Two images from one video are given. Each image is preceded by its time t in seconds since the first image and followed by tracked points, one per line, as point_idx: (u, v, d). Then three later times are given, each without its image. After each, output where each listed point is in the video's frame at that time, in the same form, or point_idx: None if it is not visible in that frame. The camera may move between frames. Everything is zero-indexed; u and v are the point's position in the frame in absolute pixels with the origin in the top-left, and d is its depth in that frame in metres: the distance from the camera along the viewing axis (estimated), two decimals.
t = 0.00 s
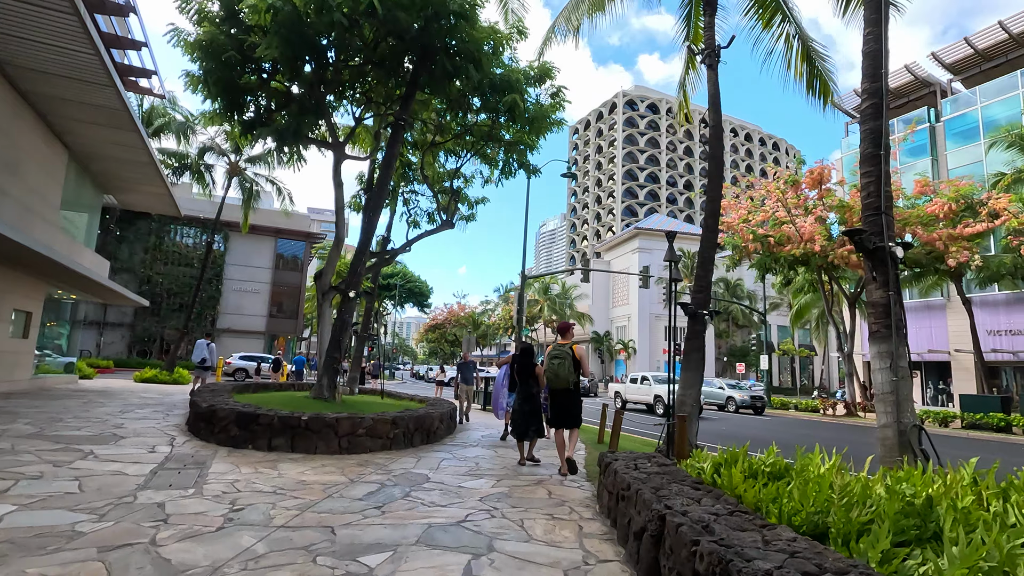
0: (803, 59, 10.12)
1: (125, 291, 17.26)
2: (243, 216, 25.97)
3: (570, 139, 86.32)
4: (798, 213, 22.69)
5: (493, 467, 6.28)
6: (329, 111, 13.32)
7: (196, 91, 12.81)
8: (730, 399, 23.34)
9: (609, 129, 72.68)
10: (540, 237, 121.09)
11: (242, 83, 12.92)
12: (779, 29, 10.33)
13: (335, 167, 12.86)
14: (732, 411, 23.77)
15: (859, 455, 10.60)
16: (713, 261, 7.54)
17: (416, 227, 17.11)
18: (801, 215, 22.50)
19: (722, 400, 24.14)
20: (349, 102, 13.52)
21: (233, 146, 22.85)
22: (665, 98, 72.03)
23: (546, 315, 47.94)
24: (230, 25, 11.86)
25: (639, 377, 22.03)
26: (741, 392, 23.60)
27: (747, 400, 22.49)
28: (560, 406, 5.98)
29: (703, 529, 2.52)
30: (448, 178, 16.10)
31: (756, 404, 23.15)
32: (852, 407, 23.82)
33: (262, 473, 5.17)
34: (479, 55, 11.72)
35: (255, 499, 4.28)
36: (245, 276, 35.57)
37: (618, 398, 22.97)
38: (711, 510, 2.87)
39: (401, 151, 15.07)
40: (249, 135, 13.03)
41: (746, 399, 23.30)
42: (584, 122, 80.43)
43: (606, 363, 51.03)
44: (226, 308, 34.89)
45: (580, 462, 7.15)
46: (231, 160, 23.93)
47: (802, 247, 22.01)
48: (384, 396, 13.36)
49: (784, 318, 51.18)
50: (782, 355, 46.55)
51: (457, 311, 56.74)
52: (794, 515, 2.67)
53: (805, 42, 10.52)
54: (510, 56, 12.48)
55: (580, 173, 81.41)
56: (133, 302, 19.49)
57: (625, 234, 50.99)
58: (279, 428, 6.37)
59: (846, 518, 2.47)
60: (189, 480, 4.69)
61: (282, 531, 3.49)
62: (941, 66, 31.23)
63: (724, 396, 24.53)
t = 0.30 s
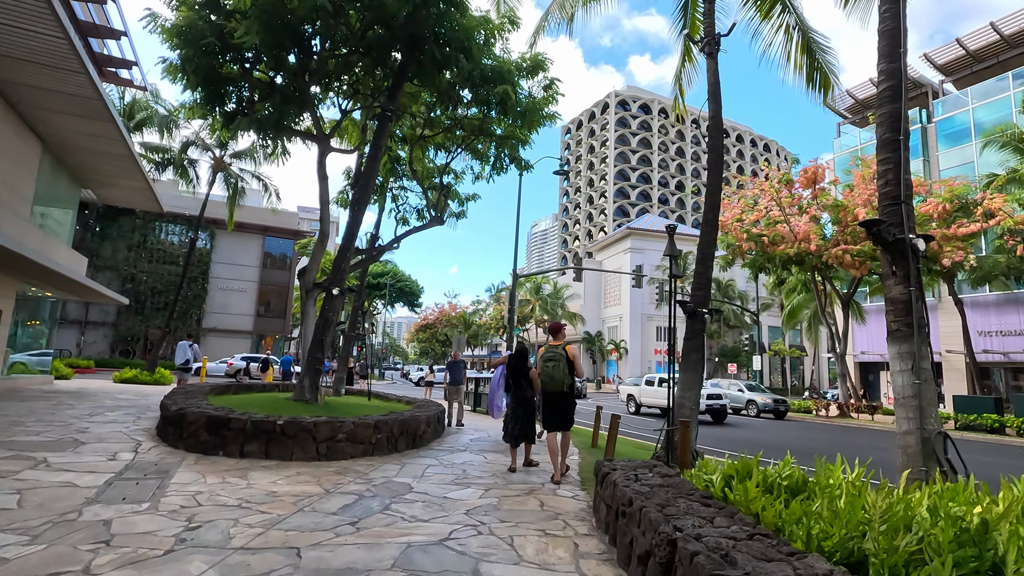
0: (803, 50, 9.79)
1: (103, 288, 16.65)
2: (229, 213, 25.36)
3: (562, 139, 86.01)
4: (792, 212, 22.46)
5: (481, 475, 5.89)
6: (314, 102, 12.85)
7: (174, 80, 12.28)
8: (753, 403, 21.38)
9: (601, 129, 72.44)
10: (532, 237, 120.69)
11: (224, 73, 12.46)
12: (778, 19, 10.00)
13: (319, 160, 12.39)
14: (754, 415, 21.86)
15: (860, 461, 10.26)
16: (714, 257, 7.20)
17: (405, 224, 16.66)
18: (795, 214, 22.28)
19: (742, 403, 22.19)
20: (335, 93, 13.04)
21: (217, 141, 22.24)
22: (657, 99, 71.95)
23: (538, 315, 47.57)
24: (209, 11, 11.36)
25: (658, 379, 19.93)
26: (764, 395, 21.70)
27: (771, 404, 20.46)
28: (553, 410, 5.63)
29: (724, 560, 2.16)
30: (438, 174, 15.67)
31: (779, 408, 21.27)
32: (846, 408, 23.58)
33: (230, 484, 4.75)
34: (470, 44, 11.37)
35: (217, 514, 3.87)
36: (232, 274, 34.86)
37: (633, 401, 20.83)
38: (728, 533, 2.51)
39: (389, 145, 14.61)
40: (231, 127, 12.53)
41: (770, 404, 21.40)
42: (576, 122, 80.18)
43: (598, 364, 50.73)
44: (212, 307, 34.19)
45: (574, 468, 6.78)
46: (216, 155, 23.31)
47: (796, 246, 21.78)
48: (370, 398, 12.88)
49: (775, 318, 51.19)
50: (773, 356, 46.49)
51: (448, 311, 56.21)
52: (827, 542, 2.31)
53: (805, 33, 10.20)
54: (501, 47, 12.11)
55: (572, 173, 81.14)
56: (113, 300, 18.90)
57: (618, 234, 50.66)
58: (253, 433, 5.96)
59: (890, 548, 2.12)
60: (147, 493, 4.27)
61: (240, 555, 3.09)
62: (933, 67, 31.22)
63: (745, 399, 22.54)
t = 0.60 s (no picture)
0: (806, 39, 9.47)
1: (83, 284, 16.12)
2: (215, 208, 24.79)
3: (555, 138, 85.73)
4: (789, 209, 22.30)
5: (471, 477, 5.53)
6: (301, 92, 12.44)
7: (156, 67, 11.83)
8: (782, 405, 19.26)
9: (595, 128, 72.20)
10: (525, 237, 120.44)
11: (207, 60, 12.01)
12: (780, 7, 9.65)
13: (306, 151, 11.97)
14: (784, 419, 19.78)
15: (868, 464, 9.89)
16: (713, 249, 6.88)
17: (396, 220, 16.28)
18: (791, 211, 22.09)
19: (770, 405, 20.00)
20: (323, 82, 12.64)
21: (204, 134, 21.68)
22: (651, 98, 71.78)
23: (531, 314, 47.25)
24: None
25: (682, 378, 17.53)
26: (794, 396, 19.61)
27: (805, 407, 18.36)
28: (549, 411, 5.33)
29: None
30: (430, 168, 15.27)
31: (811, 410, 19.21)
32: (843, 407, 23.32)
33: (199, 489, 4.37)
34: (462, 31, 11.01)
35: (179, 524, 3.50)
36: (221, 271, 34.23)
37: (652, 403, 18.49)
38: (755, 549, 2.19)
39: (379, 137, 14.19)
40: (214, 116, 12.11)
41: (801, 405, 19.36)
42: (569, 121, 79.92)
43: (591, 363, 50.40)
44: (201, 305, 33.53)
45: (572, 469, 6.43)
46: (203, 149, 22.76)
47: (792, 244, 21.54)
48: (359, 397, 12.50)
49: (767, 317, 51.10)
50: (766, 355, 46.42)
51: (440, 309, 55.70)
52: (871, 560, 1.99)
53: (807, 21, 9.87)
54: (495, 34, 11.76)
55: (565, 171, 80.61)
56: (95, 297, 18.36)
57: (611, 233, 50.38)
58: (229, 434, 5.58)
59: (953, 572, 1.81)
60: (105, 501, 3.89)
61: (198, 573, 2.73)
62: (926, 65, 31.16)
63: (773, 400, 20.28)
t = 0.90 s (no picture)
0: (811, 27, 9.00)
1: (61, 280, 15.52)
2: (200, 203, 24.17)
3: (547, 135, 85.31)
4: (784, 206, 22.07)
5: (463, 485, 5.16)
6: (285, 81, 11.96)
7: (134, 53, 11.30)
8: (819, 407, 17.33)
9: (587, 125, 71.84)
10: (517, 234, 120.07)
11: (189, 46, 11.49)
12: None
13: (291, 141, 11.50)
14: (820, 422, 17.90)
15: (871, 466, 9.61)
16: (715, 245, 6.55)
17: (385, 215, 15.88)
18: (787, 208, 21.85)
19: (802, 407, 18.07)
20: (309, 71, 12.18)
21: (189, 126, 21.05)
22: (644, 95, 71.61)
23: (523, 311, 46.89)
24: None
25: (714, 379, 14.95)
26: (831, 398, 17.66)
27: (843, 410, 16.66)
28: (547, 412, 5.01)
29: None
30: (420, 162, 14.85)
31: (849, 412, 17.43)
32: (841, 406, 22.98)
33: (164, 503, 3.98)
34: (453, 18, 10.60)
35: (134, 547, 3.12)
36: (208, 268, 33.56)
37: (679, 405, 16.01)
38: None
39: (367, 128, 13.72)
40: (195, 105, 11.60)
41: (839, 407, 17.59)
42: (561, 118, 79.54)
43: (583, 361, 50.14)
44: (188, 302, 32.80)
45: (571, 475, 6.08)
46: (188, 141, 22.13)
47: (787, 241, 21.30)
48: (347, 396, 12.13)
49: (760, 315, 51.05)
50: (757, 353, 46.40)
51: (432, 307, 55.18)
52: None
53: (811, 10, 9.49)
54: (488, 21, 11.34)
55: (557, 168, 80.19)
56: (75, 293, 17.78)
57: (604, 230, 50.15)
58: (202, 440, 5.18)
59: None
60: (55, 519, 3.50)
61: None
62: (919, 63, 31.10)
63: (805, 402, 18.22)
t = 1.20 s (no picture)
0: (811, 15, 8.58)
1: (36, 277, 14.89)
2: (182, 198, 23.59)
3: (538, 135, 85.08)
4: (776, 205, 21.92)
5: (448, 489, 4.79)
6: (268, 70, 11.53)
7: (109, 38, 10.81)
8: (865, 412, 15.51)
9: (578, 125, 71.65)
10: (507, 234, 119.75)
11: (166, 32, 11.01)
12: None
13: (273, 131, 11.07)
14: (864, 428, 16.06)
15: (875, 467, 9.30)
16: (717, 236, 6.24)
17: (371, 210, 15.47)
18: (779, 207, 21.70)
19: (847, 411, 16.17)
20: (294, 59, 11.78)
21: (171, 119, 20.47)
22: (634, 95, 71.63)
23: (513, 311, 46.52)
24: None
25: (755, 380, 13.18)
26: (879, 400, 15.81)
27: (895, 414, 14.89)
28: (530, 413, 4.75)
29: None
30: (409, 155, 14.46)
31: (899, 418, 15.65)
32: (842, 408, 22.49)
33: (116, 511, 3.59)
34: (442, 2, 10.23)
35: (72, 562, 2.74)
36: (193, 266, 32.85)
37: (714, 409, 14.19)
38: None
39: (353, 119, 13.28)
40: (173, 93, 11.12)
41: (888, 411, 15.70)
42: (553, 117, 79.29)
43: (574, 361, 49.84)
44: (172, 301, 32.08)
45: (564, 477, 5.72)
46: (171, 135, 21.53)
47: (780, 240, 21.08)
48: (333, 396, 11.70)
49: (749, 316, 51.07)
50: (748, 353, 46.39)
51: (422, 306, 54.63)
52: None
53: None
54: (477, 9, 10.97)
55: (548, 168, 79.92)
56: (52, 290, 17.05)
57: (594, 230, 49.97)
58: (166, 442, 4.79)
59: None
60: None
61: None
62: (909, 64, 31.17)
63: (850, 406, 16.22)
